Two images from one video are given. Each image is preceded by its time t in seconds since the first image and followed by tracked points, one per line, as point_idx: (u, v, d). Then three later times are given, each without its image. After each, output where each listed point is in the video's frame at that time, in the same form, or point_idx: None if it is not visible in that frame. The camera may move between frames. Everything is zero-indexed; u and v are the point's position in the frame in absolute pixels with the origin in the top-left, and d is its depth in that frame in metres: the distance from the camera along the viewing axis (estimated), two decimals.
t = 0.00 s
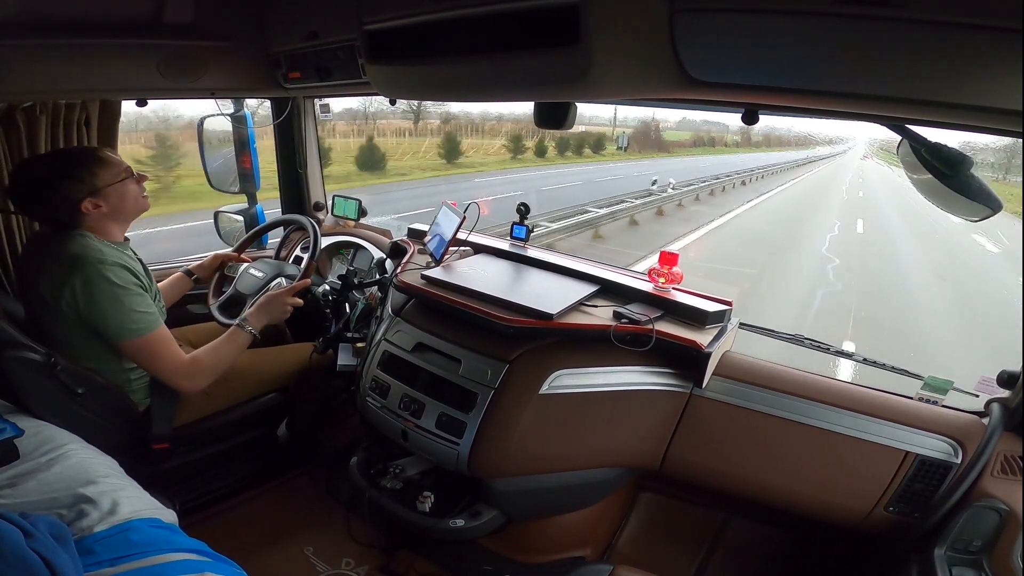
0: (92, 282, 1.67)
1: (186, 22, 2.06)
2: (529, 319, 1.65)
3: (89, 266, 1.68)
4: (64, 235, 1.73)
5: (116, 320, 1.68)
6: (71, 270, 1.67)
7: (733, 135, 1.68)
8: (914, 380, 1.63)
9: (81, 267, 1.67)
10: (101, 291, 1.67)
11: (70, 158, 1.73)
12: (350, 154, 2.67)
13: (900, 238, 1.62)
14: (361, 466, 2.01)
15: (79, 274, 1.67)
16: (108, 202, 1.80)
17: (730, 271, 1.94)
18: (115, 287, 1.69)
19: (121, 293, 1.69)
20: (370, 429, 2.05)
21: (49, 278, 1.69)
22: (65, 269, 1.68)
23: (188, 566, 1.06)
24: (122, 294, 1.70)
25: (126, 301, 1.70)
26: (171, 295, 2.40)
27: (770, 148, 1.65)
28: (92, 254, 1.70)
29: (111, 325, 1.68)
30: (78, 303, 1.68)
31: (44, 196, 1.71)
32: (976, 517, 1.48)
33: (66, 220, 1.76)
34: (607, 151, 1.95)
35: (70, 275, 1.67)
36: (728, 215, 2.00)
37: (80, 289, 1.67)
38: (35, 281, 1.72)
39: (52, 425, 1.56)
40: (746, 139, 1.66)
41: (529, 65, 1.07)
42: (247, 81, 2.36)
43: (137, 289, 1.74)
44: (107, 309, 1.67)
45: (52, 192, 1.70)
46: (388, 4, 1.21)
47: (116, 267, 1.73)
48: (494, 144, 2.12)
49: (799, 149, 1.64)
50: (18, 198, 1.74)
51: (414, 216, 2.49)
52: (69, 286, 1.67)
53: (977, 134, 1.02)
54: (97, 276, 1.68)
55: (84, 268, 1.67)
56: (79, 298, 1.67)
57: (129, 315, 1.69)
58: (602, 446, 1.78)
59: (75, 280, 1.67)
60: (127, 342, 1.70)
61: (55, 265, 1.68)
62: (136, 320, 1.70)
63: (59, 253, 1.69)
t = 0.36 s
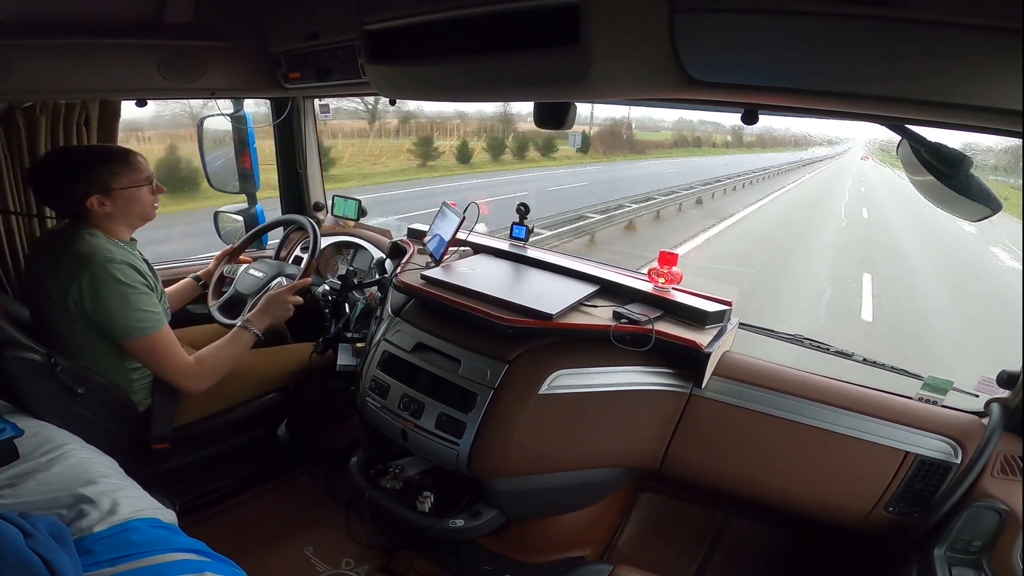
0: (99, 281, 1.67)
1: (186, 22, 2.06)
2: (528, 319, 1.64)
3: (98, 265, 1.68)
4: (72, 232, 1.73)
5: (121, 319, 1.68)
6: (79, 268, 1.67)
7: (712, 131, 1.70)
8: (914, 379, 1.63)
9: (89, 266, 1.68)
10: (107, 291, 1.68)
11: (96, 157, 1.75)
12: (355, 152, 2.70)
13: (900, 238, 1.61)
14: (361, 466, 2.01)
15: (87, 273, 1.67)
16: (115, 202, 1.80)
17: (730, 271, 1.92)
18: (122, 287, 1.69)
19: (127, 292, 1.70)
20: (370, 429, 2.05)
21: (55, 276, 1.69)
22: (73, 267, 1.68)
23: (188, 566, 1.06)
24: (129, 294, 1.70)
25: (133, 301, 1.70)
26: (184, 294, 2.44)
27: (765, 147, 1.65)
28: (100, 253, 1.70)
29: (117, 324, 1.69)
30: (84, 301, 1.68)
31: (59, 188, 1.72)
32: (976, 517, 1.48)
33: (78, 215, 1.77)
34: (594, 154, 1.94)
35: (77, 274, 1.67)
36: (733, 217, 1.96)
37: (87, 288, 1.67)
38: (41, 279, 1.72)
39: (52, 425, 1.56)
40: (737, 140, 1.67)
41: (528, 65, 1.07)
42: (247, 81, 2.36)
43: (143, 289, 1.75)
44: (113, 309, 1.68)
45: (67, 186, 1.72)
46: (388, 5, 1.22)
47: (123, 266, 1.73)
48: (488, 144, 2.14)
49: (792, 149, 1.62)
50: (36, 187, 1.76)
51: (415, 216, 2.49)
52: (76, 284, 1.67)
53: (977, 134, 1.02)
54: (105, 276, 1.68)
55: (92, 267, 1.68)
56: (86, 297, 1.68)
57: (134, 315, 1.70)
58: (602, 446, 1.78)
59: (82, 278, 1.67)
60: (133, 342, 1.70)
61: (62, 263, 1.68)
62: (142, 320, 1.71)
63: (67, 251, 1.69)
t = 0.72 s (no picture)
0: (93, 277, 1.67)
1: (186, 22, 2.06)
2: (528, 319, 1.64)
3: (93, 261, 1.68)
4: (66, 228, 1.73)
5: (115, 316, 1.69)
6: (73, 264, 1.67)
7: (707, 132, 1.73)
8: (914, 379, 1.63)
9: (83, 263, 1.67)
10: (102, 287, 1.68)
11: (94, 152, 1.75)
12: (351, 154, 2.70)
13: (904, 239, 1.61)
14: (361, 465, 2.01)
15: (81, 270, 1.67)
16: (112, 198, 1.80)
17: (731, 272, 1.92)
18: (117, 284, 1.70)
19: (121, 289, 1.70)
20: (370, 429, 2.05)
21: (48, 272, 1.68)
22: (67, 263, 1.67)
23: (188, 566, 1.06)
24: (123, 291, 1.70)
25: (126, 299, 1.70)
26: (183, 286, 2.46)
27: (760, 148, 1.66)
28: (95, 249, 1.70)
29: (111, 321, 1.69)
30: (77, 297, 1.67)
31: (57, 182, 1.72)
32: (976, 516, 1.48)
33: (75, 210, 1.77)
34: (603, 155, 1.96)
35: (71, 269, 1.67)
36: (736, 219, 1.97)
37: (80, 284, 1.67)
38: (34, 275, 1.71)
39: (52, 425, 1.56)
40: (729, 140, 1.69)
41: (528, 65, 1.07)
42: (246, 81, 2.36)
43: (138, 287, 1.75)
44: (106, 305, 1.68)
45: (65, 180, 1.72)
46: (388, 4, 1.21)
47: (117, 264, 1.73)
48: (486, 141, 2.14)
49: (790, 149, 1.63)
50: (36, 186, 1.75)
51: (415, 216, 2.49)
52: (69, 281, 1.67)
53: (978, 134, 1.02)
54: (99, 272, 1.68)
55: (87, 263, 1.68)
56: (78, 295, 1.67)
57: (128, 312, 1.70)
58: (602, 446, 1.78)
59: (76, 275, 1.67)
60: (125, 341, 1.70)
61: (56, 260, 1.68)
62: (136, 318, 1.71)
63: (61, 248, 1.69)
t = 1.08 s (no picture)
0: (90, 267, 1.68)
1: (186, 22, 2.06)
2: (527, 319, 1.64)
3: (91, 251, 1.69)
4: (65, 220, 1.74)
5: (108, 307, 1.68)
6: (70, 253, 1.68)
7: (693, 130, 1.76)
8: (913, 380, 1.64)
9: (81, 253, 1.68)
10: (97, 277, 1.68)
11: (81, 150, 1.75)
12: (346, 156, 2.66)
13: (903, 239, 1.61)
14: (360, 465, 2.01)
15: (78, 259, 1.67)
16: (106, 196, 1.80)
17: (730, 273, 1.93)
18: (113, 274, 1.70)
19: (117, 280, 1.70)
20: (369, 429, 2.05)
21: (44, 261, 1.68)
22: (64, 252, 1.68)
23: (186, 566, 1.06)
24: (119, 282, 1.70)
25: (120, 291, 1.70)
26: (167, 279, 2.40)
27: (752, 146, 1.69)
28: (93, 239, 1.71)
29: (105, 312, 1.68)
30: (72, 287, 1.67)
31: (47, 184, 1.72)
32: (976, 516, 1.47)
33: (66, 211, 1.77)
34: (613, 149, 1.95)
35: (68, 259, 1.67)
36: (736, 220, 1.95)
37: (76, 273, 1.67)
38: (30, 265, 1.71)
39: (50, 425, 1.56)
40: (716, 137, 1.72)
41: (527, 65, 1.07)
42: (246, 81, 2.36)
43: (134, 279, 1.75)
44: (101, 296, 1.68)
45: (56, 179, 1.72)
46: (387, 5, 1.22)
47: (115, 255, 1.73)
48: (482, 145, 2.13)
49: (789, 147, 1.65)
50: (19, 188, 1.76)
51: (414, 216, 2.50)
52: (65, 270, 1.67)
53: (978, 135, 1.02)
54: (96, 262, 1.68)
55: (84, 252, 1.68)
56: (73, 283, 1.67)
57: (122, 303, 1.70)
58: (601, 446, 1.78)
59: (73, 264, 1.67)
60: (118, 332, 1.70)
61: (53, 249, 1.69)
62: (128, 310, 1.70)
63: (59, 237, 1.70)
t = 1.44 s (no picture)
0: (90, 268, 1.67)
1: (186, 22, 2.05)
2: (528, 319, 1.64)
3: (91, 252, 1.69)
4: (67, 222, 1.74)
5: (107, 308, 1.68)
6: (71, 254, 1.68)
7: (669, 128, 1.79)
8: (914, 379, 1.64)
9: (82, 253, 1.68)
10: (98, 278, 1.68)
11: (73, 151, 1.75)
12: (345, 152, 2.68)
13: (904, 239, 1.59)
14: (361, 466, 2.01)
15: (79, 259, 1.67)
16: (103, 198, 1.79)
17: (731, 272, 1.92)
18: (112, 276, 1.69)
19: (117, 282, 1.70)
20: (370, 429, 2.05)
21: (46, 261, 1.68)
22: (65, 253, 1.68)
23: (188, 566, 1.06)
24: (118, 283, 1.70)
25: (119, 292, 1.70)
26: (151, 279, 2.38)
27: (743, 146, 1.70)
28: (94, 240, 1.71)
29: (103, 314, 1.68)
30: (72, 288, 1.67)
31: (43, 189, 1.72)
32: (977, 516, 1.48)
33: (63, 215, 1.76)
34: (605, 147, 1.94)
35: (69, 260, 1.67)
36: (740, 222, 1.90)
37: (77, 274, 1.67)
38: (31, 264, 1.71)
39: (51, 425, 1.56)
40: (701, 136, 1.77)
41: (526, 65, 1.07)
42: (246, 82, 2.36)
43: (134, 281, 1.75)
44: (100, 297, 1.67)
45: (51, 183, 1.72)
46: (386, 5, 1.21)
47: (117, 256, 1.73)
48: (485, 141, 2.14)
49: (785, 146, 1.65)
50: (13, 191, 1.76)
51: (414, 216, 2.49)
52: (66, 271, 1.67)
53: (979, 134, 1.02)
54: (96, 263, 1.68)
55: (85, 253, 1.68)
56: (73, 284, 1.67)
57: (121, 305, 1.69)
58: (602, 446, 1.78)
59: (73, 265, 1.67)
60: (116, 333, 1.69)
61: (55, 248, 1.69)
62: (126, 313, 1.70)
63: (61, 237, 1.70)
